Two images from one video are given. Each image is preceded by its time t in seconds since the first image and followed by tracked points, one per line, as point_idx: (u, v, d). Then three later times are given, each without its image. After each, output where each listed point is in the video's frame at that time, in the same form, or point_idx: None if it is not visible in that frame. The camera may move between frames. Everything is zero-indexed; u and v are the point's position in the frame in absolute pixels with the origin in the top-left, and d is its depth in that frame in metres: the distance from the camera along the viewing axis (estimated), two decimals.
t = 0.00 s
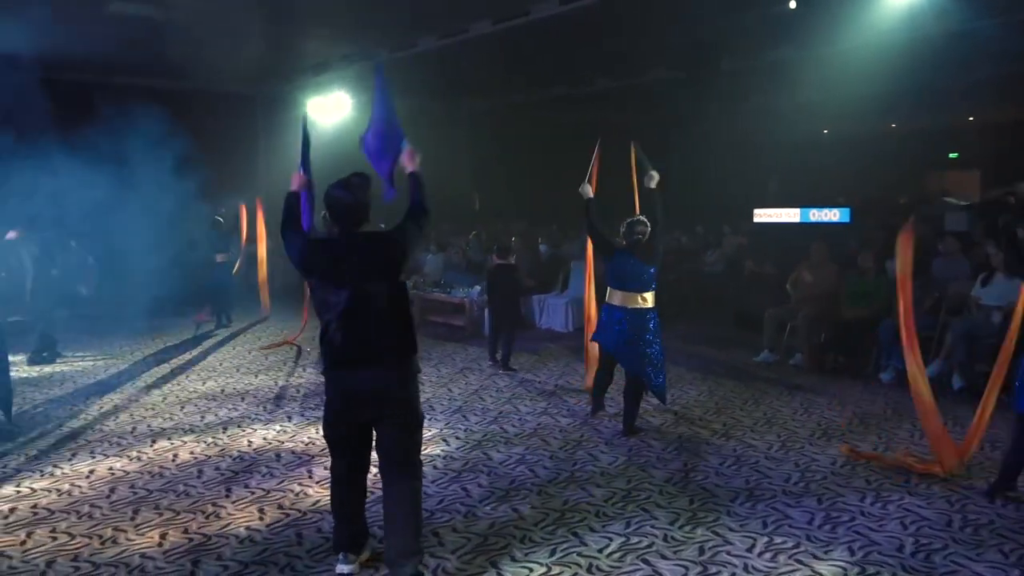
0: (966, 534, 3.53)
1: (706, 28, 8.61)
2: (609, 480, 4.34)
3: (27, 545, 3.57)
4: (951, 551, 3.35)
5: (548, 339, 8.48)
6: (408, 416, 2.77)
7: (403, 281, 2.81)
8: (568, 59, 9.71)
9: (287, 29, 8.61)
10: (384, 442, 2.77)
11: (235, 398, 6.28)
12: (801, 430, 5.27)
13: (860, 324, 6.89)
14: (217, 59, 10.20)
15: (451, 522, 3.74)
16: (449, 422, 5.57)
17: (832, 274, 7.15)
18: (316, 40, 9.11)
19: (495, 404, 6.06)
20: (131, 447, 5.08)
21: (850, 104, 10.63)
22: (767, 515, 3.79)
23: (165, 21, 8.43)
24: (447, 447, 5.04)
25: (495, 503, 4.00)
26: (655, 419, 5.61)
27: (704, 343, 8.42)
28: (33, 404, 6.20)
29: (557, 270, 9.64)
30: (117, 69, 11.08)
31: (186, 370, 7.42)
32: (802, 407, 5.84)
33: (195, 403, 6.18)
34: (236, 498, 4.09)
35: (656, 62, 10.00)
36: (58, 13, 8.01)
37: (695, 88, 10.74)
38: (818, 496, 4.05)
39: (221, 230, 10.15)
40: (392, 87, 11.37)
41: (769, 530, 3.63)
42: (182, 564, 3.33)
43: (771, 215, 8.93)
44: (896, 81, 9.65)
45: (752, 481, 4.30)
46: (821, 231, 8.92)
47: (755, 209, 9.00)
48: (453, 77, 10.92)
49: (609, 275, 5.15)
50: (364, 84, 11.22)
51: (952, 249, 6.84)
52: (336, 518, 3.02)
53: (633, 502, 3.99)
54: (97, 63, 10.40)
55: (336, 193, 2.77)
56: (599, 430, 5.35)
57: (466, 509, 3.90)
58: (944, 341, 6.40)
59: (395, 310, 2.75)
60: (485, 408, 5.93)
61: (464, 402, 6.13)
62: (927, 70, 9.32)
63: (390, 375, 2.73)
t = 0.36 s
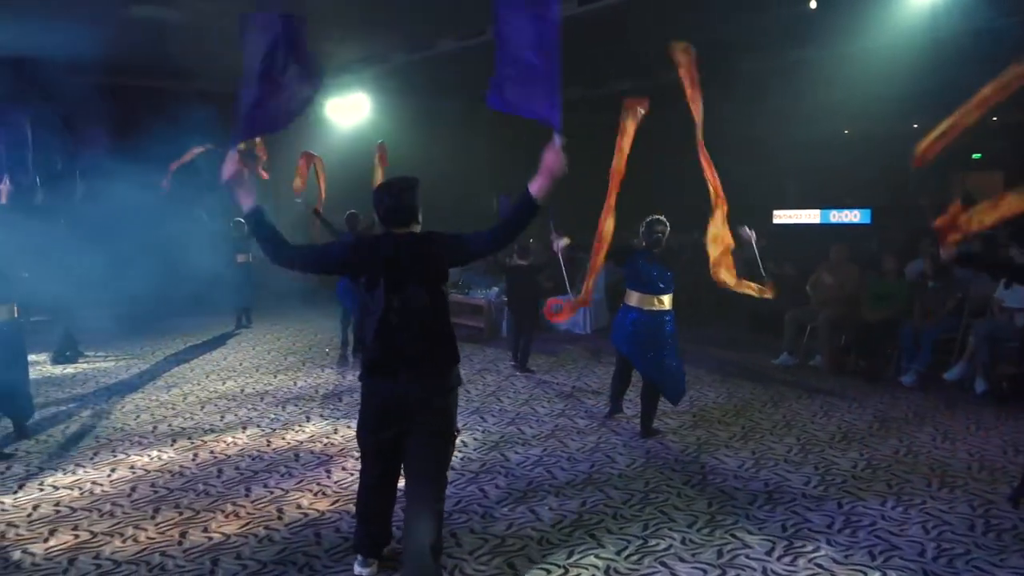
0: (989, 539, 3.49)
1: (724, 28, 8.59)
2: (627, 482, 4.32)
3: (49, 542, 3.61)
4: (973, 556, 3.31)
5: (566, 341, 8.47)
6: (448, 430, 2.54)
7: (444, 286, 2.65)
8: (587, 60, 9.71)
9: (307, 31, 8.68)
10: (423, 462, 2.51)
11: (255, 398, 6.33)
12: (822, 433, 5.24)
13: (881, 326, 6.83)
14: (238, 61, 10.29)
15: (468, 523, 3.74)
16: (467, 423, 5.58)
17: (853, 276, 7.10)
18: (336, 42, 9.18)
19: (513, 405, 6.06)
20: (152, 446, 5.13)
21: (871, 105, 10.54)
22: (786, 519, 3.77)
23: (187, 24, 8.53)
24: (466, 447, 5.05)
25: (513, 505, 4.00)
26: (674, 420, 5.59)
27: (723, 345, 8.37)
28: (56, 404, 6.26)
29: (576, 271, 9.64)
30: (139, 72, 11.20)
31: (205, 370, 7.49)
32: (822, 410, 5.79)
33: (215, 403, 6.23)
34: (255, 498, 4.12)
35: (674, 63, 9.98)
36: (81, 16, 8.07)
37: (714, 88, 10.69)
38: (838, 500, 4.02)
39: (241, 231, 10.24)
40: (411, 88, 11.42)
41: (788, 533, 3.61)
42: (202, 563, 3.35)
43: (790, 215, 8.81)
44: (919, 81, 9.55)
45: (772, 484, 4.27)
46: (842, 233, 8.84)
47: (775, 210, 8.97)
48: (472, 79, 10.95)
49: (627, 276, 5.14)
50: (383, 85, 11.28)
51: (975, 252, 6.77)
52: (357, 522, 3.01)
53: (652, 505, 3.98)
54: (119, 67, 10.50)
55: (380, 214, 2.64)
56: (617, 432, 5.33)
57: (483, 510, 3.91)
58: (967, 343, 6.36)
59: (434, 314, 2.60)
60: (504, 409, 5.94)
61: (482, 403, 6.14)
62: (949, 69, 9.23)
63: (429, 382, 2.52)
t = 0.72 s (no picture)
0: (1014, 545, 3.44)
1: (745, 28, 8.54)
2: (647, 484, 4.31)
3: (73, 540, 3.65)
4: (998, 562, 3.27)
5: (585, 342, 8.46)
6: (454, 431, 2.52)
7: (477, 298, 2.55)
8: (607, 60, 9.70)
9: (327, 34, 8.73)
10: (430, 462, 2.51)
11: (276, 398, 6.39)
12: (845, 436, 5.19)
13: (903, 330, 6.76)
14: (259, 63, 10.37)
15: (487, 524, 3.74)
16: (485, 424, 5.58)
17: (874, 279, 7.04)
18: (355, 44, 9.21)
19: (534, 406, 6.04)
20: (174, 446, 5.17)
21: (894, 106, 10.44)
22: (807, 522, 3.73)
23: (208, 27, 8.61)
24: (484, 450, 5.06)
25: (532, 506, 3.99)
26: (694, 423, 5.56)
27: (744, 347, 8.33)
28: (80, 403, 6.32)
29: (595, 273, 9.63)
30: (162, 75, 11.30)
31: (227, 370, 7.56)
32: (844, 413, 5.74)
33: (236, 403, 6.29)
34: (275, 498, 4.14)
35: (693, 64, 9.94)
36: (105, 19, 8.14)
37: (735, 89, 10.63)
38: (860, 504, 3.98)
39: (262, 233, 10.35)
40: (430, 89, 11.46)
41: (809, 537, 3.58)
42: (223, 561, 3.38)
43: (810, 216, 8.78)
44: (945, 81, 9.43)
45: (793, 488, 4.24)
46: (863, 234, 8.76)
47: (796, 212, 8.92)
48: (490, 80, 10.95)
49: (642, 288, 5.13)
50: (402, 88, 11.32)
51: (1001, 254, 6.68)
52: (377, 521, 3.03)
53: (671, 507, 3.96)
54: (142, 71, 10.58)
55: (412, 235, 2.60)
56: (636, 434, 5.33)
57: (501, 512, 3.91)
58: (992, 346, 6.27)
59: (459, 326, 2.54)
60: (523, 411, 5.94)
61: (500, 405, 6.13)
62: (973, 68, 9.12)
63: (431, 384, 2.50)
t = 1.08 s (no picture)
0: None
1: (765, 28, 8.47)
2: (666, 487, 4.29)
3: (96, 539, 3.68)
4: None
5: (604, 344, 8.44)
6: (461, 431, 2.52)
7: (474, 291, 2.86)
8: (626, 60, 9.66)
9: (347, 36, 8.75)
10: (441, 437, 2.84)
11: (295, 398, 6.43)
12: (867, 439, 5.14)
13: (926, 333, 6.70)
14: (279, 66, 10.42)
15: (505, 526, 3.74)
16: (503, 425, 5.58)
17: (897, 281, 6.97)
18: (374, 46, 9.22)
19: (552, 408, 6.03)
20: (195, 445, 5.20)
21: (917, 107, 10.34)
22: (828, 527, 3.70)
23: (229, 29, 8.66)
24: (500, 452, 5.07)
25: (550, 508, 3.99)
26: (713, 425, 5.53)
27: (764, 350, 8.28)
28: (103, 403, 6.38)
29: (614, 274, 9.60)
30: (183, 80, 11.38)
31: (247, 370, 7.60)
32: (866, 416, 5.69)
33: (256, 403, 6.33)
34: (295, 497, 4.16)
35: (713, 65, 9.88)
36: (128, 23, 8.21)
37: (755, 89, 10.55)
38: (881, 508, 3.94)
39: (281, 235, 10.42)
40: (448, 92, 11.49)
41: (829, 541, 3.55)
42: (243, 561, 3.39)
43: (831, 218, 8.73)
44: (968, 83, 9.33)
45: (813, 491, 4.21)
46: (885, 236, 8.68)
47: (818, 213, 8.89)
48: (509, 82, 10.96)
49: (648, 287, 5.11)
50: (421, 90, 11.35)
51: None
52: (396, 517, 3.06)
53: (690, 510, 3.94)
54: (162, 76, 10.69)
55: (407, 236, 2.86)
56: (655, 436, 5.31)
57: (520, 513, 3.90)
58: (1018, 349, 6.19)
59: (460, 318, 2.84)
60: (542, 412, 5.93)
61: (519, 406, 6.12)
62: (999, 67, 9.01)
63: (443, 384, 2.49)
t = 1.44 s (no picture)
0: None
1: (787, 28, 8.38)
2: (685, 489, 4.27)
3: (118, 537, 3.72)
4: None
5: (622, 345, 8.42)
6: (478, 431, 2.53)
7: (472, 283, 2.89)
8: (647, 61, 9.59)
9: (366, 37, 8.75)
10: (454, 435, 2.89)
11: (314, 399, 6.46)
12: (888, 442, 5.09)
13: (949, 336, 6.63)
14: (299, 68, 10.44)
15: (523, 527, 3.73)
16: (521, 427, 5.57)
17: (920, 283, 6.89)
18: (393, 47, 9.21)
19: (570, 410, 6.01)
20: (215, 445, 5.24)
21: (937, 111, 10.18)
22: (850, 531, 3.67)
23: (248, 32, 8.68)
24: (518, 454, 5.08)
25: (569, 510, 3.97)
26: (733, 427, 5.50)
27: (785, 351, 8.22)
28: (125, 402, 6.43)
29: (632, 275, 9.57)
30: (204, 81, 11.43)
31: (266, 370, 7.64)
32: (887, 420, 5.63)
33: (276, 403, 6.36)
34: (313, 497, 4.19)
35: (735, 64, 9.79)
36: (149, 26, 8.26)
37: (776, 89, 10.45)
38: (904, 512, 3.90)
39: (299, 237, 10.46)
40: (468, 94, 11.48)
41: (851, 545, 3.51)
42: (262, 560, 3.41)
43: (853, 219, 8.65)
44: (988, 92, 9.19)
45: (834, 495, 4.17)
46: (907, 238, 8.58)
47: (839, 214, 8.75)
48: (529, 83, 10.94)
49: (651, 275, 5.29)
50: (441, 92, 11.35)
51: None
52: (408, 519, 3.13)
53: (710, 513, 3.91)
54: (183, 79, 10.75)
55: (407, 226, 2.91)
56: (673, 438, 5.28)
57: (538, 515, 3.90)
58: None
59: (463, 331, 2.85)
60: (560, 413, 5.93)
61: (536, 408, 6.12)
62: None
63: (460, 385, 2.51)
